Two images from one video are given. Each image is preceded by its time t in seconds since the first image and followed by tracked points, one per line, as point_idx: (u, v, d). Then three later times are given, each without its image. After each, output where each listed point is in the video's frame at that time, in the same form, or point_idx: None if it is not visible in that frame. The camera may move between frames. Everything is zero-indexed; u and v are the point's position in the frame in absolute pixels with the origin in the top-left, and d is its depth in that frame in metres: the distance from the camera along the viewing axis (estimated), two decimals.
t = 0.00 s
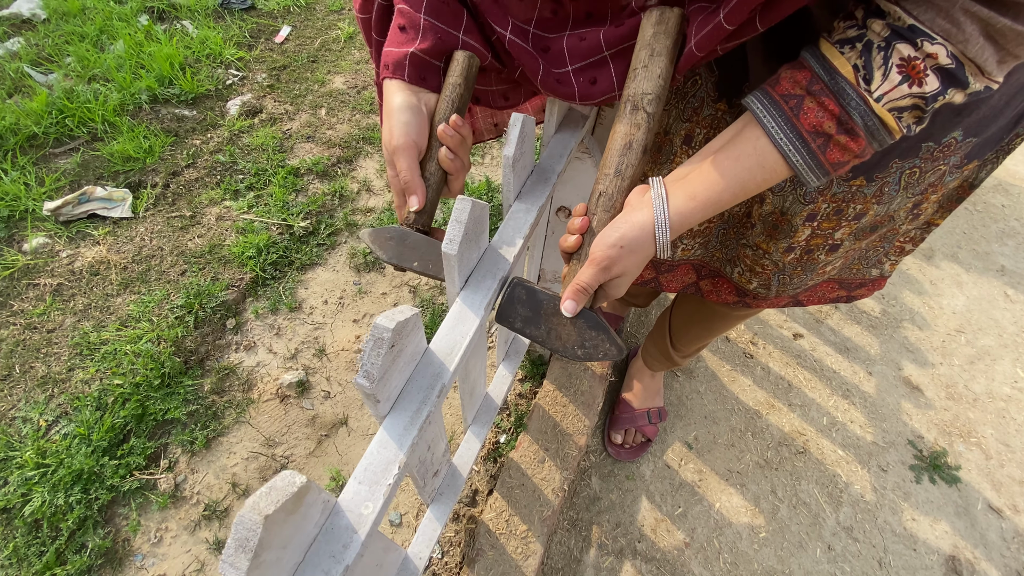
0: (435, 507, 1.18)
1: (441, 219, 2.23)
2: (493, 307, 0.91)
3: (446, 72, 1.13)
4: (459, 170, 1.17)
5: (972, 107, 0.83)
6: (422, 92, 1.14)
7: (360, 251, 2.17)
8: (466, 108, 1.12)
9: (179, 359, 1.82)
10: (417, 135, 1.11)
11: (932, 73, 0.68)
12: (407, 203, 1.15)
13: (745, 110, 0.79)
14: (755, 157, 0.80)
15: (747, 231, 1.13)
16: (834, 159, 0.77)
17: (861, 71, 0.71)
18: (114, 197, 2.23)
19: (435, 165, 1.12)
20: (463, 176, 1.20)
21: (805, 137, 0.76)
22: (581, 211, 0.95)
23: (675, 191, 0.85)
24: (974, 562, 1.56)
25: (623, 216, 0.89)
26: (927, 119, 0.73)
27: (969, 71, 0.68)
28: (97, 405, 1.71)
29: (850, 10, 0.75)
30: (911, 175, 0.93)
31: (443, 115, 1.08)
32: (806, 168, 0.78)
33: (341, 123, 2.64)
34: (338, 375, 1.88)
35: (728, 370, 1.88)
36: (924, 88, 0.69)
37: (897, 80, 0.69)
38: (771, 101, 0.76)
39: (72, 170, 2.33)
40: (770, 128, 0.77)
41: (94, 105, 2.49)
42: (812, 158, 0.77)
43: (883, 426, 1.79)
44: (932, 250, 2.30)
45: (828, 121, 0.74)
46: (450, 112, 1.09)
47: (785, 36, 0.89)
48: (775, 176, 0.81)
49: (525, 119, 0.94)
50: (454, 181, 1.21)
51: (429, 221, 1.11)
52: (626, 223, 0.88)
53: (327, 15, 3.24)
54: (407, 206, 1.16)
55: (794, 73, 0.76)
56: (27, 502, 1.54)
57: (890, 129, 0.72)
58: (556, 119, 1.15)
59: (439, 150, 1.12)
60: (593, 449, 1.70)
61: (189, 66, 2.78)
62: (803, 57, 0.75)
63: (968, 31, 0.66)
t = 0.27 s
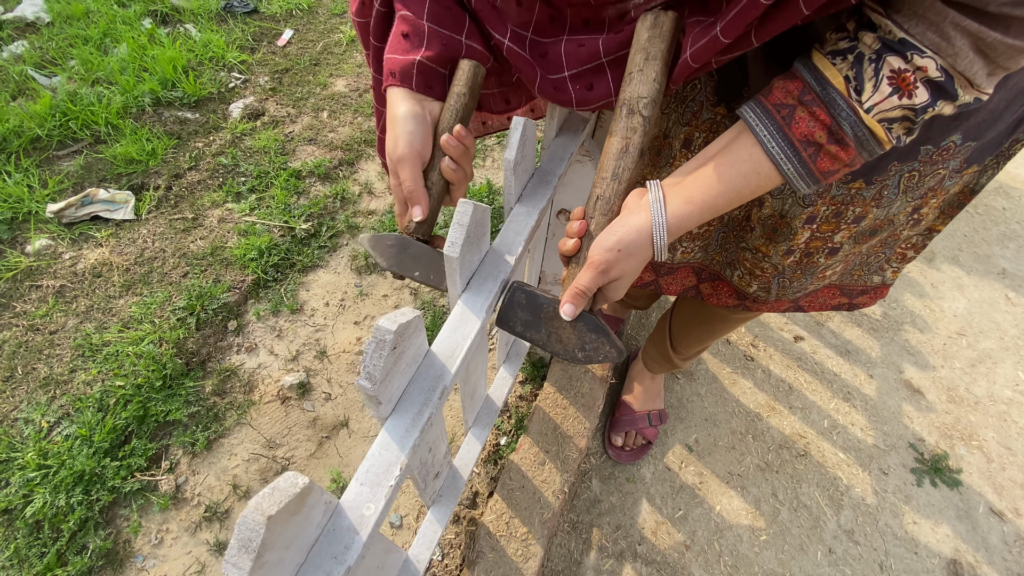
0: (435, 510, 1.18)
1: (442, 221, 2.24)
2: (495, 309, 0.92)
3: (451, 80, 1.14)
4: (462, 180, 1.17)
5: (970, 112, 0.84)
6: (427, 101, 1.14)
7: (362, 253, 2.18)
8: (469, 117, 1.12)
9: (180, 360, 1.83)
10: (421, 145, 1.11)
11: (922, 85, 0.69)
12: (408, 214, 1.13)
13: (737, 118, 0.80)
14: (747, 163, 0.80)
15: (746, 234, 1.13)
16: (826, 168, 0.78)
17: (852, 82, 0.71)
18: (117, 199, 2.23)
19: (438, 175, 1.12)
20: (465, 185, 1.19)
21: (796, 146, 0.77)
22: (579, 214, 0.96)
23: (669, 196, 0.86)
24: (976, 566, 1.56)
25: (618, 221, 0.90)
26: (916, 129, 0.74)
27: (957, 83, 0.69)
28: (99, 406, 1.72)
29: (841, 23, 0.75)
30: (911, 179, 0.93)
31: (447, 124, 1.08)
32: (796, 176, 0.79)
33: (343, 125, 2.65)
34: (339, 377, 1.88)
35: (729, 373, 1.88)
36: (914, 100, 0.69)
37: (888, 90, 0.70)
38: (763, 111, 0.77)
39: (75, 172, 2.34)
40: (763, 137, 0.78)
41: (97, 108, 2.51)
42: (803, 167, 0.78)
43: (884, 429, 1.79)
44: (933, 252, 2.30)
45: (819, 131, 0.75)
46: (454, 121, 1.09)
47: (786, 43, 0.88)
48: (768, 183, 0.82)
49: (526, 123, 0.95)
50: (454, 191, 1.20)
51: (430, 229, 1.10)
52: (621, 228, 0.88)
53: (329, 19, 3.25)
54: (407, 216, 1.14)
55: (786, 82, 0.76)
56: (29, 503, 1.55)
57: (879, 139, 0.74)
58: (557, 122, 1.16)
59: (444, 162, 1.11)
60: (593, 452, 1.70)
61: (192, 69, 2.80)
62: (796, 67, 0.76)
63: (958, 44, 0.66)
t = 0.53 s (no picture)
0: (435, 511, 1.19)
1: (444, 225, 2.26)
2: (493, 311, 0.93)
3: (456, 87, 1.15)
4: (462, 185, 1.19)
5: (965, 120, 0.84)
6: (431, 108, 1.16)
7: (363, 257, 2.19)
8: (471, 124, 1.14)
9: (183, 362, 1.84)
10: (423, 151, 1.12)
11: (913, 99, 0.70)
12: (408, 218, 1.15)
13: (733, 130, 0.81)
14: (742, 174, 0.82)
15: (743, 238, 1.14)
16: (819, 179, 0.79)
17: (844, 96, 0.73)
18: (121, 203, 2.25)
19: (438, 181, 1.13)
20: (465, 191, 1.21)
21: (791, 158, 0.78)
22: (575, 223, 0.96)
23: (666, 205, 0.87)
24: (976, 570, 1.56)
25: (614, 229, 0.90)
26: (910, 141, 0.75)
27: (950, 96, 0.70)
28: (102, 408, 1.73)
29: (836, 35, 0.76)
30: (905, 186, 0.94)
31: (447, 131, 1.11)
32: (792, 187, 0.80)
33: (345, 130, 2.67)
34: (341, 380, 1.89)
35: (728, 377, 1.88)
36: (905, 114, 0.71)
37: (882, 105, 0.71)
38: (758, 124, 0.79)
39: (80, 177, 2.36)
40: (758, 149, 0.79)
41: (102, 113, 2.53)
42: (798, 178, 0.79)
43: (883, 433, 1.79)
44: (932, 256, 2.31)
45: (814, 143, 0.76)
46: (455, 130, 1.11)
47: (777, 53, 0.89)
48: (762, 193, 0.83)
49: (524, 128, 0.96)
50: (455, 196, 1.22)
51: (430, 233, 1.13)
52: (619, 236, 0.89)
53: (332, 25, 3.29)
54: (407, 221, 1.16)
55: (781, 96, 0.78)
56: (32, 504, 1.56)
57: (873, 150, 0.74)
58: (554, 129, 1.19)
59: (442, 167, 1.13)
60: (592, 455, 1.71)
61: (196, 74, 2.83)
62: (789, 81, 0.78)
63: (952, 58, 0.67)
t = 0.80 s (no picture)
0: (435, 511, 1.22)
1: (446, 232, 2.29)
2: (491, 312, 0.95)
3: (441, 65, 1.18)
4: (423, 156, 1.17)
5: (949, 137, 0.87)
6: (411, 78, 1.19)
7: (367, 262, 2.22)
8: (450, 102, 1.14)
9: (189, 366, 1.87)
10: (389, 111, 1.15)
11: (897, 122, 0.73)
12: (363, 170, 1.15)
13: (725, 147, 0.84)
14: (733, 189, 0.84)
15: (737, 247, 1.16)
16: (808, 196, 0.82)
17: (832, 118, 0.76)
18: (130, 209, 2.30)
19: (400, 143, 1.13)
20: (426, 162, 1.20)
21: (781, 176, 0.81)
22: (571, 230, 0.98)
23: (661, 219, 0.88)
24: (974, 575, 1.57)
25: (610, 240, 0.92)
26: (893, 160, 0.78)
27: (931, 118, 0.73)
28: (110, 411, 1.76)
29: (824, 57, 0.79)
30: (894, 197, 0.96)
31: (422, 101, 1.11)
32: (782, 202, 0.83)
33: (350, 139, 2.71)
34: (344, 384, 1.92)
35: (727, 382, 1.90)
36: (890, 136, 0.74)
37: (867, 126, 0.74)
38: (749, 141, 0.81)
39: (90, 184, 2.41)
40: (749, 166, 0.82)
41: (112, 121, 2.59)
42: (787, 195, 0.82)
43: (881, 438, 1.80)
44: (930, 263, 2.33)
45: (802, 162, 0.79)
46: (430, 101, 1.10)
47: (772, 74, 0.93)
48: (752, 208, 0.86)
49: (521, 137, 0.99)
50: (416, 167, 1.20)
51: (380, 189, 1.11)
52: (614, 248, 0.91)
53: (337, 35, 3.35)
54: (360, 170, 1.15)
55: (771, 115, 0.81)
56: (39, 504, 1.58)
57: (859, 170, 0.77)
58: (552, 137, 1.21)
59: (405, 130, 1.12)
60: (592, 459, 1.73)
61: (204, 83, 2.88)
62: (779, 101, 0.80)
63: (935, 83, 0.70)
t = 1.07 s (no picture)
0: (435, 510, 1.26)
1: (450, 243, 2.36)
2: (489, 315, 1.01)
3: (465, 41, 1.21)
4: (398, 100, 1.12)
5: (925, 163, 0.93)
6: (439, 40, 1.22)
7: (372, 273, 2.29)
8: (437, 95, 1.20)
9: (199, 371, 1.93)
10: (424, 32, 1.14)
11: (900, 129, 0.75)
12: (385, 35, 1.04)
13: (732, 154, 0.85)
14: (741, 194, 0.86)
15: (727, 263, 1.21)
16: (815, 201, 0.84)
17: (837, 126, 0.78)
18: (145, 220, 2.38)
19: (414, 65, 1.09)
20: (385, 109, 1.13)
21: (789, 182, 0.82)
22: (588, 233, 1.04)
23: (674, 219, 0.90)
24: None
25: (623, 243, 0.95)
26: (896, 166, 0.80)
27: (931, 127, 0.76)
28: (122, 414, 1.82)
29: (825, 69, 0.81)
30: (875, 219, 1.02)
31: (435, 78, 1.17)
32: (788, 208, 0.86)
33: (357, 154, 2.81)
34: (348, 390, 1.97)
35: (723, 391, 1.94)
36: (892, 142, 0.76)
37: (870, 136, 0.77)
38: (757, 149, 0.82)
39: (107, 196, 2.49)
40: (758, 172, 0.83)
41: (129, 137, 2.69)
42: (795, 200, 0.83)
43: (875, 447, 1.83)
44: (924, 276, 2.37)
45: (810, 168, 0.81)
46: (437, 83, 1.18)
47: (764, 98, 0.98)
48: (762, 211, 0.88)
49: (517, 152, 1.06)
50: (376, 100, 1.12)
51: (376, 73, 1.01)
52: (628, 249, 0.93)
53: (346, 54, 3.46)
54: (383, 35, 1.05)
55: (776, 123, 0.82)
56: (52, 504, 1.64)
57: (863, 175, 0.80)
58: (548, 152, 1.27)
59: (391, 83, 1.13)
60: (590, 464, 1.76)
61: (218, 100, 2.99)
62: (785, 109, 0.82)
63: (934, 90, 0.72)
